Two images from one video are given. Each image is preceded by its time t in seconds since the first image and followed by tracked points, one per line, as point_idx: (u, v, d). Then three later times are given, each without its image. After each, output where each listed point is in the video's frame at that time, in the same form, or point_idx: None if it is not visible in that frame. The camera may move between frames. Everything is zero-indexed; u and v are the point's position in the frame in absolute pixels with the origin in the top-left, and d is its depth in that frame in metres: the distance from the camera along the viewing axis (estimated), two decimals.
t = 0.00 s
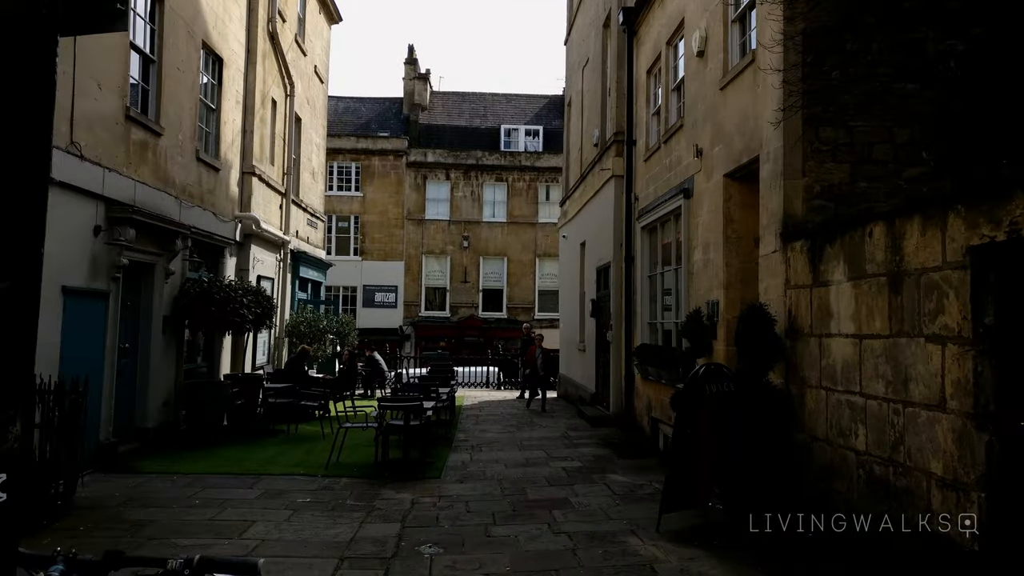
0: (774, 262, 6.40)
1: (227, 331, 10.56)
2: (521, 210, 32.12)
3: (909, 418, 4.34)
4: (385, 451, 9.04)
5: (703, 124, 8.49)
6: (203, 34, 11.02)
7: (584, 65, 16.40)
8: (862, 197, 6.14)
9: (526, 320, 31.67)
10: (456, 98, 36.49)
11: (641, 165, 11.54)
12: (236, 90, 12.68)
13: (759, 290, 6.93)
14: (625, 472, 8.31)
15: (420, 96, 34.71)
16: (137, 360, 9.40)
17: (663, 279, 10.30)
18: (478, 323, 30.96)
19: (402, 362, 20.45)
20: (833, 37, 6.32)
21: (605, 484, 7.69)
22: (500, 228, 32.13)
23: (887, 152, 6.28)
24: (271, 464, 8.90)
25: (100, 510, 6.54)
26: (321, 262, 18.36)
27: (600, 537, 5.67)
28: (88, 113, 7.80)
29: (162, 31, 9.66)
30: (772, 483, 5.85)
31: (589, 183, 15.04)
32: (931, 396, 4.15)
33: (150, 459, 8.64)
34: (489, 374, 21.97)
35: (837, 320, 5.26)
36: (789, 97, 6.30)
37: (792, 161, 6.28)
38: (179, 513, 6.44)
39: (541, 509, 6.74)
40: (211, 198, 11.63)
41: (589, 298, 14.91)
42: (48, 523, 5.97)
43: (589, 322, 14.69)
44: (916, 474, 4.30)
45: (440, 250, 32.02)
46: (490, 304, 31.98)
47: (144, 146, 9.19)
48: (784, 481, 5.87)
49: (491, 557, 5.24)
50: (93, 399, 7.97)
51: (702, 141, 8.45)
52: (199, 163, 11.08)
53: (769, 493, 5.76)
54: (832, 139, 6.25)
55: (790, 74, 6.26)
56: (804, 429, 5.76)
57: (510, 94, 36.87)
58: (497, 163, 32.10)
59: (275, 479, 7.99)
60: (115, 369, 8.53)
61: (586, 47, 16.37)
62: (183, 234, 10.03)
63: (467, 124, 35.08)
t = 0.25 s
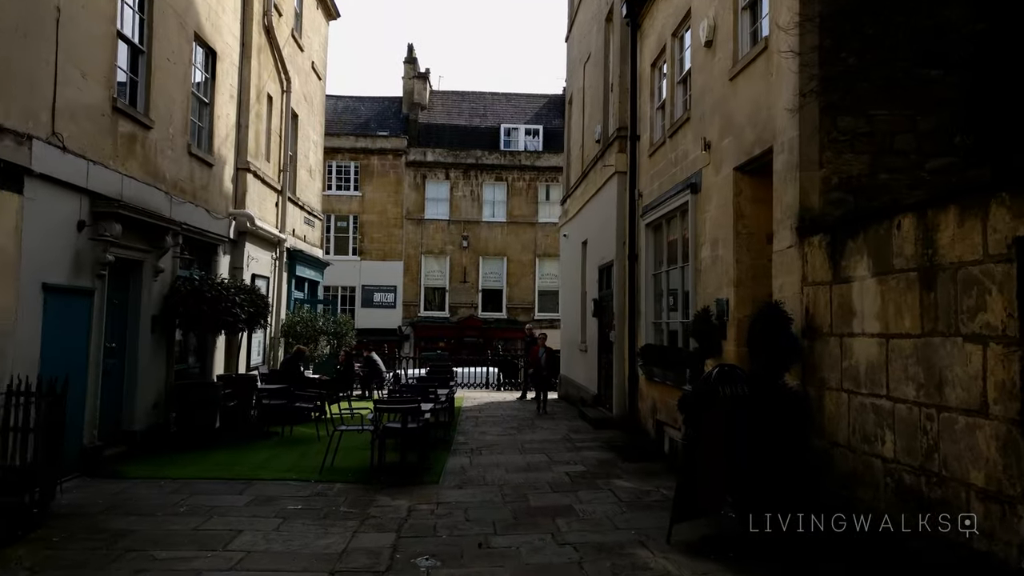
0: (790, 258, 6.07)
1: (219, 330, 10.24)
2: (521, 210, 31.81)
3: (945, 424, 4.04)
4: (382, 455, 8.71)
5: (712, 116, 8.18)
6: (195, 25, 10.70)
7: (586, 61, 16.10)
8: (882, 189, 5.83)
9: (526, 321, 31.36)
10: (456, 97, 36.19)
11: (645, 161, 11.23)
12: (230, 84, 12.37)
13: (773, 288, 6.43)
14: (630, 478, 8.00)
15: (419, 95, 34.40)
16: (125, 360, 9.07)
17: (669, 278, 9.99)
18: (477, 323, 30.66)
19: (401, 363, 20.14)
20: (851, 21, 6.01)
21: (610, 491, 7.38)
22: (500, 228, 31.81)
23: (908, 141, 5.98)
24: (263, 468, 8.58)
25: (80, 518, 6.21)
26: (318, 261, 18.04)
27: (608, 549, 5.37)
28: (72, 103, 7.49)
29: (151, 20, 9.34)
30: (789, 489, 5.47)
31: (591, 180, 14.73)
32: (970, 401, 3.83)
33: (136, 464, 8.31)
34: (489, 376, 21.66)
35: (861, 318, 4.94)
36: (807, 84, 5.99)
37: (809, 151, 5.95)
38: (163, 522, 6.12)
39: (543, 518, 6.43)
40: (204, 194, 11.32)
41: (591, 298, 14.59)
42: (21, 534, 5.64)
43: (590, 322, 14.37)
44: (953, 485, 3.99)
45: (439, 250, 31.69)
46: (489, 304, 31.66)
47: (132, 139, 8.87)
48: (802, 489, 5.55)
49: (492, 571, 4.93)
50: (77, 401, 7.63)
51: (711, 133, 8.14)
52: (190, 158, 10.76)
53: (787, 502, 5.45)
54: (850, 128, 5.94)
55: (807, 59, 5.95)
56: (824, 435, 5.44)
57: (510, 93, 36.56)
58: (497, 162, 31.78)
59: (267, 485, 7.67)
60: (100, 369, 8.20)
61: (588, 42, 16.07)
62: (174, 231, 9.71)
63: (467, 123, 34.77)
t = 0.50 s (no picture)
0: (813, 255, 5.67)
1: (207, 332, 9.83)
2: (521, 209, 31.40)
3: (997, 437, 3.65)
4: (377, 463, 8.31)
5: (724, 107, 7.79)
6: (183, 14, 10.29)
7: (588, 54, 15.69)
8: (912, 180, 5.43)
9: (527, 321, 30.95)
10: (455, 95, 35.78)
11: (651, 156, 10.83)
12: (221, 76, 11.96)
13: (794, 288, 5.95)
14: (638, 487, 7.61)
15: (418, 93, 33.99)
16: (107, 364, 8.67)
17: (676, 277, 9.59)
18: (477, 324, 30.26)
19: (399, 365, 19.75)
20: (878, 1, 5.62)
21: (618, 502, 6.98)
22: (499, 227, 31.40)
23: (940, 129, 5.58)
24: (252, 476, 8.18)
25: (52, 534, 5.81)
26: (314, 261, 17.64)
27: (618, 569, 4.98)
28: (47, 90, 7.07)
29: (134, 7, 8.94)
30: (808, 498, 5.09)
31: (594, 177, 14.33)
32: None
33: (118, 473, 7.91)
34: (489, 377, 21.26)
35: (895, 320, 4.53)
36: (831, 69, 5.60)
37: (834, 141, 5.55)
38: (139, 539, 5.71)
39: (548, 533, 6.04)
40: (193, 189, 10.90)
41: (594, 298, 14.18)
42: None
43: (593, 323, 13.96)
44: (1007, 505, 3.60)
45: (438, 250, 31.27)
46: (489, 304, 31.24)
47: (115, 131, 8.47)
48: (827, 500, 5.11)
49: None
50: (52, 406, 7.22)
51: (725, 125, 7.75)
52: (178, 152, 10.36)
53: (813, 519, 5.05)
54: (878, 116, 5.55)
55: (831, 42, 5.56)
56: (852, 446, 5.04)
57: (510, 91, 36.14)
58: (496, 161, 31.37)
59: (255, 495, 7.27)
60: (79, 373, 7.79)
61: (590, 36, 15.68)
62: (159, 227, 9.30)
63: (466, 122, 34.36)
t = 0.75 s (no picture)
0: (830, 250, 5.36)
1: (195, 333, 9.50)
2: (520, 208, 31.08)
3: None
4: (371, 468, 7.99)
5: (732, 97, 7.47)
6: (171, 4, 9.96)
7: (589, 49, 15.38)
8: (937, 171, 5.12)
9: (525, 322, 30.63)
10: (453, 93, 35.45)
11: (654, 151, 10.52)
12: (212, 69, 11.64)
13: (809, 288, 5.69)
14: (642, 494, 7.30)
15: (415, 90, 33.64)
16: (90, 365, 8.33)
17: (681, 274, 9.27)
18: (474, 324, 29.89)
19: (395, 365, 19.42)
20: None
21: (622, 510, 6.67)
22: (498, 227, 31.08)
23: (965, 117, 5.28)
24: (240, 482, 7.86)
25: (24, 547, 5.48)
26: (309, 259, 17.31)
27: None
28: (24, 80, 6.74)
29: None
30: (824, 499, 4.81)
31: (594, 174, 14.00)
32: None
33: (100, 479, 7.59)
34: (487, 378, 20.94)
35: (923, 318, 4.22)
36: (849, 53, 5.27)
37: (852, 129, 5.24)
38: (116, 552, 5.39)
39: (549, 543, 5.73)
40: (182, 185, 10.57)
41: (594, 297, 13.86)
42: None
43: (594, 323, 13.64)
44: None
45: (435, 250, 30.94)
46: (487, 305, 30.92)
47: (98, 123, 8.14)
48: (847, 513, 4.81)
49: None
50: (29, 410, 6.89)
51: (733, 116, 7.43)
52: (167, 147, 10.03)
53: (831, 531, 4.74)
54: (899, 103, 5.24)
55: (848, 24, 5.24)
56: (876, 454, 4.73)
57: (508, 89, 35.82)
58: (495, 159, 31.05)
59: (242, 503, 6.95)
60: (59, 375, 7.46)
61: (590, 30, 15.36)
62: (145, 224, 8.96)
63: (464, 120, 34.03)
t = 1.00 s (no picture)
0: (854, 241, 5.00)
1: (181, 331, 9.12)
2: (519, 206, 30.71)
3: None
4: (364, 472, 7.62)
5: (744, 82, 7.11)
6: None
7: (589, 40, 15.02)
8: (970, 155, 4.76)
9: (525, 320, 30.26)
10: (451, 89, 35.08)
11: (659, 142, 10.16)
12: (201, 59, 11.26)
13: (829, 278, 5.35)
14: (650, 500, 6.93)
15: (413, 86, 33.25)
16: (70, 365, 7.94)
17: (688, 270, 8.91)
18: (473, 323, 29.48)
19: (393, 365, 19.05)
20: None
21: (629, 518, 6.30)
22: (497, 224, 30.70)
23: (1000, 98, 4.93)
24: (227, 487, 7.49)
25: None
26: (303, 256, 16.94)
27: None
28: None
29: None
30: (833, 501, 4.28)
31: (596, 167, 13.63)
32: None
33: (80, 485, 7.21)
34: (486, 378, 20.56)
35: (963, 314, 3.86)
36: (875, 29, 4.90)
37: (878, 112, 4.88)
38: (87, 564, 5.03)
39: (553, 555, 5.36)
40: (169, 178, 10.19)
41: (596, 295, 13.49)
42: None
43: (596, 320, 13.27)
44: None
45: (433, 247, 30.55)
46: (485, 303, 30.53)
47: (78, 111, 7.77)
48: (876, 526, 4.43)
49: None
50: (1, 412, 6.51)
51: (744, 102, 7.06)
52: (153, 138, 9.64)
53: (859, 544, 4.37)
54: (929, 82, 4.88)
55: None
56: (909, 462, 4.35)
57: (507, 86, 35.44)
58: (494, 156, 30.68)
59: (228, 511, 6.58)
60: (35, 375, 7.08)
61: (591, 21, 15.00)
62: (128, 218, 8.58)
63: (462, 116, 33.65)
